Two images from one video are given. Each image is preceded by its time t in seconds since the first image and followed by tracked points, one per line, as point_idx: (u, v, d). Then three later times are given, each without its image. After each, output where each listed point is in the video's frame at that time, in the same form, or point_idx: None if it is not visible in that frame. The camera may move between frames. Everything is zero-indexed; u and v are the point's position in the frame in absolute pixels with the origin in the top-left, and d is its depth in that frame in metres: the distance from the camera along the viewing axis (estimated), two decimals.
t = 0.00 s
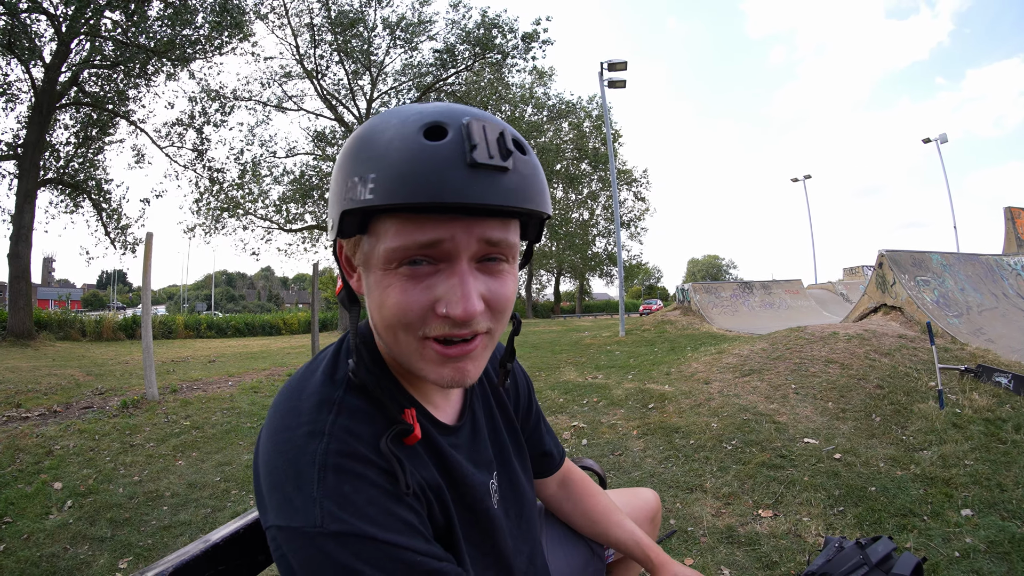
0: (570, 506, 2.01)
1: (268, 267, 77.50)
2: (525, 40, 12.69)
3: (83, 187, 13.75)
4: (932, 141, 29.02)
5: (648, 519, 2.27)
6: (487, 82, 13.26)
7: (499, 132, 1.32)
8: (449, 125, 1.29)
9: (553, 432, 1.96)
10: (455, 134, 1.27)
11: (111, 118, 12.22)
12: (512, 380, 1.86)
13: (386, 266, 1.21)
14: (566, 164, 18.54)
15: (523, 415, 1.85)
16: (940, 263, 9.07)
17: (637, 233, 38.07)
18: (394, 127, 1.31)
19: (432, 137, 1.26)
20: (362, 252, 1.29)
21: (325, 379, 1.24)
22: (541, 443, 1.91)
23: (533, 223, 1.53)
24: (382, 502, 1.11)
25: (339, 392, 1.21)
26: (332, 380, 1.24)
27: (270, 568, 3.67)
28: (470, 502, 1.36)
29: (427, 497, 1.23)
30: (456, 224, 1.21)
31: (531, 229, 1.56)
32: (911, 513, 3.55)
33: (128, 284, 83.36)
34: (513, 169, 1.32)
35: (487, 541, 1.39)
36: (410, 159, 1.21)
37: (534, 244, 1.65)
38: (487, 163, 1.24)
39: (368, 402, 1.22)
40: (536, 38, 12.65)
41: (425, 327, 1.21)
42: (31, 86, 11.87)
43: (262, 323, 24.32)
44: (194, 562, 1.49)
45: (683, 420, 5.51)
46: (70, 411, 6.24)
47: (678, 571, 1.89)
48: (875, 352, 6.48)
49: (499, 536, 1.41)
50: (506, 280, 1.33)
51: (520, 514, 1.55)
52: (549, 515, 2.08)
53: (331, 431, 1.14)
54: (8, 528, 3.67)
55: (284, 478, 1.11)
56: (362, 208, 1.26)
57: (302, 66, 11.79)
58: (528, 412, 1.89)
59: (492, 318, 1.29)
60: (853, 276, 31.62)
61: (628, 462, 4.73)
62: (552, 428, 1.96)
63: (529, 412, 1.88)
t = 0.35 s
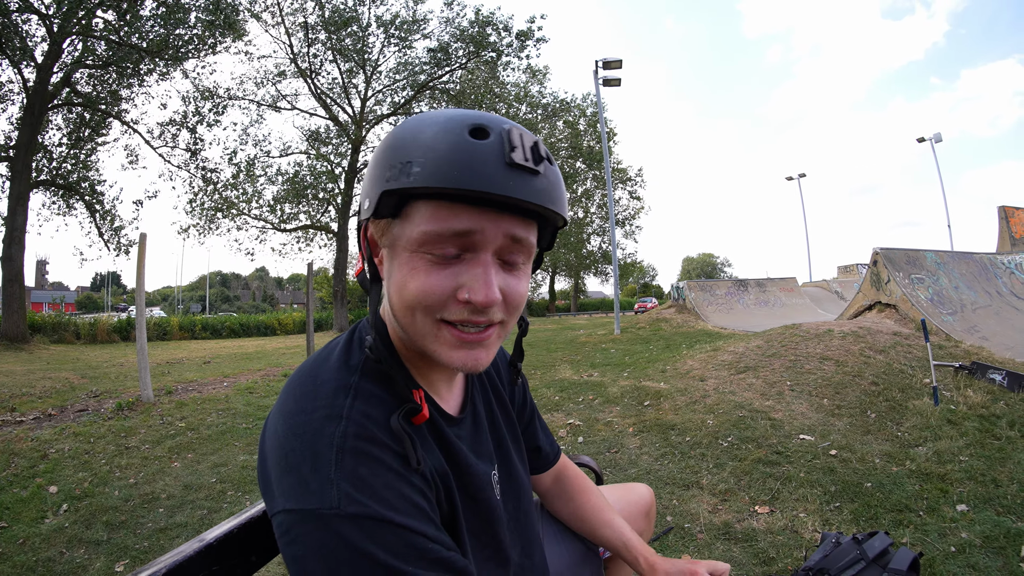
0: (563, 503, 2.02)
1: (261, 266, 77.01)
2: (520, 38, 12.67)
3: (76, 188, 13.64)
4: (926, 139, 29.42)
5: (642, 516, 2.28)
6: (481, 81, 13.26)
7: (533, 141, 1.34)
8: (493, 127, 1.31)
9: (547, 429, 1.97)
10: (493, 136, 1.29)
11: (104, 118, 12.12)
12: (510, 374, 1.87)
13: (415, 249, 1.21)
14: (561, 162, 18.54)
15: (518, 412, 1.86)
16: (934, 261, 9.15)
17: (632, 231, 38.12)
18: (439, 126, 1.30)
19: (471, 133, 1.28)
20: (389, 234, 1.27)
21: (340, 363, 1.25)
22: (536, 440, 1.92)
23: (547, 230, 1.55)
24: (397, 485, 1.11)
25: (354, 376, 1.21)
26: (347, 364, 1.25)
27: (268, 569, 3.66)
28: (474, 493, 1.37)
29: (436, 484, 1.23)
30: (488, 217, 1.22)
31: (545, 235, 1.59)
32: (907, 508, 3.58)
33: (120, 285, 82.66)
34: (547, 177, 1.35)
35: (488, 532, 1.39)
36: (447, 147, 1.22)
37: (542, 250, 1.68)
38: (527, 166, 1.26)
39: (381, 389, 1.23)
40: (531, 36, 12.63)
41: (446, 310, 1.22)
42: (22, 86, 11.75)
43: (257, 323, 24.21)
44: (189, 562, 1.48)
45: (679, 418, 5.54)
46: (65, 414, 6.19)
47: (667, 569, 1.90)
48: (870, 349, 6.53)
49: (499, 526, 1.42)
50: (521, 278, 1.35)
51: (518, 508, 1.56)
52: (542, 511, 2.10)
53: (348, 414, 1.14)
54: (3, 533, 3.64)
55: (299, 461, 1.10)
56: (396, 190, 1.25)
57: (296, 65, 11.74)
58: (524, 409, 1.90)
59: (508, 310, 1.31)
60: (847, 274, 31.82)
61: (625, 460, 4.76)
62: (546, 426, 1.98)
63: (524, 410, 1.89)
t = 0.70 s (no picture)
0: (566, 497, 2.02)
1: (262, 267, 77.02)
2: (519, 38, 12.69)
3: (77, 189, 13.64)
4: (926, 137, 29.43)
5: (642, 511, 2.28)
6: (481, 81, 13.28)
7: (595, 178, 1.42)
8: (575, 173, 1.34)
9: (548, 428, 1.98)
10: (567, 172, 1.32)
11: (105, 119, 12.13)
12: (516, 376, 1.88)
13: (505, 293, 1.21)
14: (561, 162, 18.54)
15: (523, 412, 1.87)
16: (935, 260, 9.16)
17: (632, 230, 38.11)
18: (459, 131, 1.39)
19: (550, 171, 1.28)
20: (471, 270, 1.22)
21: (362, 366, 1.24)
22: (539, 439, 1.92)
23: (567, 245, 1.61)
24: (420, 492, 1.12)
25: (378, 380, 1.21)
26: (369, 367, 1.25)
27: (268, 569, 3.66)
28: (490, 498, 1.38)
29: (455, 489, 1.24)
30: (570, 266, 1.28)
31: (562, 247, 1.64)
32: (909, 506, 3.58)
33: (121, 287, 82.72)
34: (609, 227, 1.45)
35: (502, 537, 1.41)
36: (538, 193, 1.24)
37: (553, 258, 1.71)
38: (602, 221, 1.35)
39: (403, 393, 1.23)
40: (530, 36, 12.64)
41: (520, 349, 1.28)
42: (23, 87, 11.76)
43: (257, 324, 24.20)
44: (189, 562, 1.48)
45: (680, 417, 5.54)
46: (65, 414, 6.18)
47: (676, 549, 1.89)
48: (871, 348, 6.53)
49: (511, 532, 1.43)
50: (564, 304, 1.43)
51: (527, 512, 1.57)
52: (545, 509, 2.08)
53: (373, 419, 1.14)
54: (3, 533, 3.63)
55: (321, 465, 1.09)
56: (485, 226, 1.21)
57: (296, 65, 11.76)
58: (529, 411, 1.90)
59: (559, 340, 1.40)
60: (847, 273, 31.82)
61: (625, 459, 4.75)
62: (546, 424, 1.98)
63: (529, 411, 1.90)
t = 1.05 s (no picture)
0: (554, 492, 2.03)
1: (250, 262, 76.26)
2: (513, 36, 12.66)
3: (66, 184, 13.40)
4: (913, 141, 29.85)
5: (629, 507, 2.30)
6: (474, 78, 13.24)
7: (579, 173, 1.42)
8: (560, 168, 1.35)
9: (536, 422, 1.98)
10: (550, 164, 1.32)
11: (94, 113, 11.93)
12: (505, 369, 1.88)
13: (485, 284, 1.21)
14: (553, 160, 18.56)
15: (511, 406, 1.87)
16: (924, 262, 9.32)
17: (623, 229, 38.26)
18: (444, 125, 1.38)
19: (535, 166, 1.29)
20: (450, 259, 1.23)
21: (347, 354, 1.25)
22: (527, 433, 1.93)
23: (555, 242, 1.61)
24: (403, 479, 1.12)
25: (363, 367, 1.22)
26: (355, 354, 1.25)
27: (258, 566, 3.63)
28: (475, 488, 1.38)
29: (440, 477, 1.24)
30: (552, 261, 1.28)
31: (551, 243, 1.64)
32: (896, 504, 3.65)
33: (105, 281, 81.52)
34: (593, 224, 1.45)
35: (487, 527, 1.41)
36: (520, 186, 1.24)
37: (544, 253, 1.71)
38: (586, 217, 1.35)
39: (389, 379, 1.23)
40: (524, 34, 12.62)
41: (499, 341, 1.28)
42: (10, 79, 11.54)
43: (245, 320, 23.97)
44: (176, 555, 1.48)
45: (670, 415, 5.59)
46: (52, 411, 6.10)
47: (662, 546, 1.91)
48: (859, 348, 6.63)
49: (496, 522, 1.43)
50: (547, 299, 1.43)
51: (513, 503, 1.58)
52: (533, 503, 2.09)
53: (356, 405, 1.14)
54: None
55: (303, 450, 1.09)
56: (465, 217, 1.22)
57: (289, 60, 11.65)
58: (518, 405, 1.90)
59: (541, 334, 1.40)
60: (835, 274, 32.20)
61: (616, 457, 4.79)
62: (535, 419, 1.99)
63: (518, 405, 1.90)
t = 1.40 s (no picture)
0: (554, 491, 2.02)
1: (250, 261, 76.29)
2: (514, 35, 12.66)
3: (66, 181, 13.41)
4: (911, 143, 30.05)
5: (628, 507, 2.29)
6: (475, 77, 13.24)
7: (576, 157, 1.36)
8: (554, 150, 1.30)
9: (538, 422, 1.98)
10: (547, 155, 1.27)
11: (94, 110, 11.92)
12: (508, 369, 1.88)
13: (467, 268, 1.18)
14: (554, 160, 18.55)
15: (513, 405, 1.86)
16: (924, 263, 9.33)
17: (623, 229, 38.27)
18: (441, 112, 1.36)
19: (523, 147, 1.25)
20: (435, 243, 1.22)
21: (350, 353, 1.24)
22: (528, 433, 1.93)
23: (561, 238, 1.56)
24: (405, 481, 1.11)
25: (365, 367, 1.21)
26: (357, 353, 1.24)
27: (256, 564, 3.63)
28: (478, 489, 1.38)
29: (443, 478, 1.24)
30: (544, 245, 1.22)
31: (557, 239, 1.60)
32: (895, 505, 3.65)
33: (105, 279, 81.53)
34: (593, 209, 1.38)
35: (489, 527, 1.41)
36: (513, 174, 1.17)
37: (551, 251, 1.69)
38: (582, 200, 1.29)
39: (391, 380, 1.23)
40: (526, 33, 12.60)
41: (486, 329, 1.24)
42: (11, 76, 11.53)
43: (245, 319, 23.98)
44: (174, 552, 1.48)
45: (669, 415, 5.59)
46: (52, 409, 6.10)
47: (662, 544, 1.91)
48: (859, 349, 6.62)
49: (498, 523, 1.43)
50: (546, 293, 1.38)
51: (515, 503, 1.58)
52: (532, 503, 2.08)
53: (358, 406, 1.14)
54: None
55: (305, 452, 1.09)
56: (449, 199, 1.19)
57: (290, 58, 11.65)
58: (521, 405, 1.90)
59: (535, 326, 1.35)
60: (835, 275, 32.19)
61: (615, 456, 4.79)
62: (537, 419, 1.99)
63: (521, 405, 1.90)
